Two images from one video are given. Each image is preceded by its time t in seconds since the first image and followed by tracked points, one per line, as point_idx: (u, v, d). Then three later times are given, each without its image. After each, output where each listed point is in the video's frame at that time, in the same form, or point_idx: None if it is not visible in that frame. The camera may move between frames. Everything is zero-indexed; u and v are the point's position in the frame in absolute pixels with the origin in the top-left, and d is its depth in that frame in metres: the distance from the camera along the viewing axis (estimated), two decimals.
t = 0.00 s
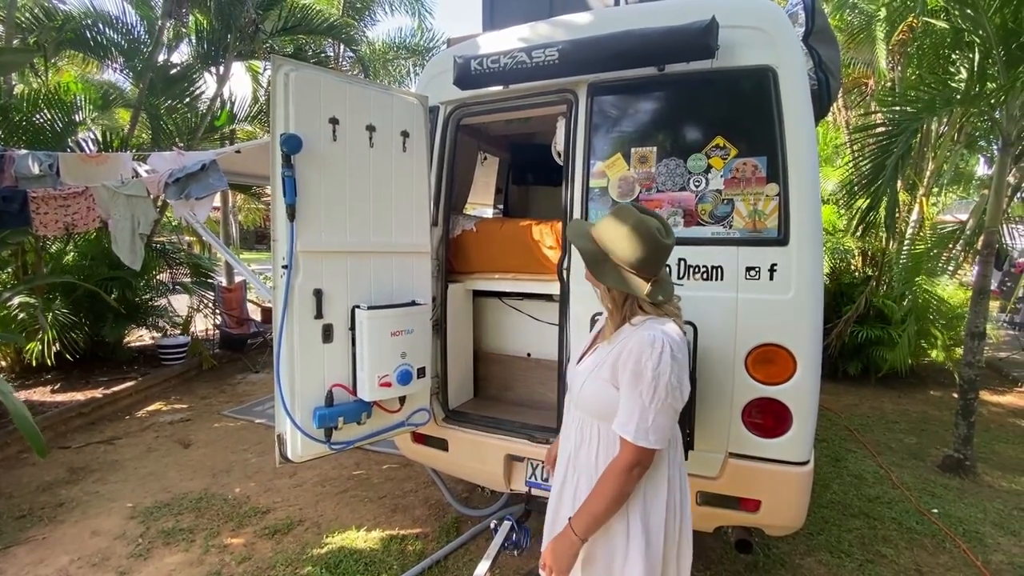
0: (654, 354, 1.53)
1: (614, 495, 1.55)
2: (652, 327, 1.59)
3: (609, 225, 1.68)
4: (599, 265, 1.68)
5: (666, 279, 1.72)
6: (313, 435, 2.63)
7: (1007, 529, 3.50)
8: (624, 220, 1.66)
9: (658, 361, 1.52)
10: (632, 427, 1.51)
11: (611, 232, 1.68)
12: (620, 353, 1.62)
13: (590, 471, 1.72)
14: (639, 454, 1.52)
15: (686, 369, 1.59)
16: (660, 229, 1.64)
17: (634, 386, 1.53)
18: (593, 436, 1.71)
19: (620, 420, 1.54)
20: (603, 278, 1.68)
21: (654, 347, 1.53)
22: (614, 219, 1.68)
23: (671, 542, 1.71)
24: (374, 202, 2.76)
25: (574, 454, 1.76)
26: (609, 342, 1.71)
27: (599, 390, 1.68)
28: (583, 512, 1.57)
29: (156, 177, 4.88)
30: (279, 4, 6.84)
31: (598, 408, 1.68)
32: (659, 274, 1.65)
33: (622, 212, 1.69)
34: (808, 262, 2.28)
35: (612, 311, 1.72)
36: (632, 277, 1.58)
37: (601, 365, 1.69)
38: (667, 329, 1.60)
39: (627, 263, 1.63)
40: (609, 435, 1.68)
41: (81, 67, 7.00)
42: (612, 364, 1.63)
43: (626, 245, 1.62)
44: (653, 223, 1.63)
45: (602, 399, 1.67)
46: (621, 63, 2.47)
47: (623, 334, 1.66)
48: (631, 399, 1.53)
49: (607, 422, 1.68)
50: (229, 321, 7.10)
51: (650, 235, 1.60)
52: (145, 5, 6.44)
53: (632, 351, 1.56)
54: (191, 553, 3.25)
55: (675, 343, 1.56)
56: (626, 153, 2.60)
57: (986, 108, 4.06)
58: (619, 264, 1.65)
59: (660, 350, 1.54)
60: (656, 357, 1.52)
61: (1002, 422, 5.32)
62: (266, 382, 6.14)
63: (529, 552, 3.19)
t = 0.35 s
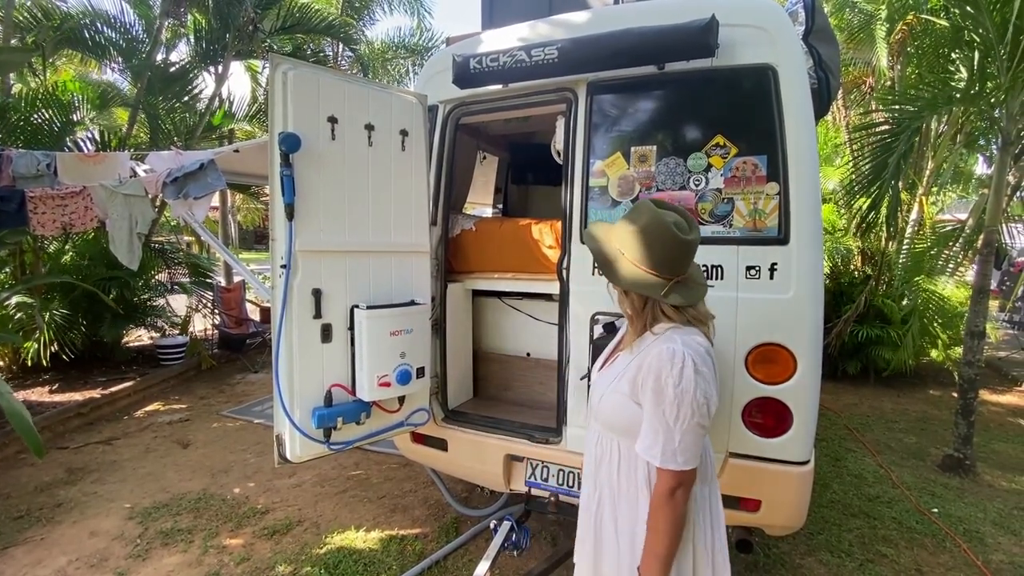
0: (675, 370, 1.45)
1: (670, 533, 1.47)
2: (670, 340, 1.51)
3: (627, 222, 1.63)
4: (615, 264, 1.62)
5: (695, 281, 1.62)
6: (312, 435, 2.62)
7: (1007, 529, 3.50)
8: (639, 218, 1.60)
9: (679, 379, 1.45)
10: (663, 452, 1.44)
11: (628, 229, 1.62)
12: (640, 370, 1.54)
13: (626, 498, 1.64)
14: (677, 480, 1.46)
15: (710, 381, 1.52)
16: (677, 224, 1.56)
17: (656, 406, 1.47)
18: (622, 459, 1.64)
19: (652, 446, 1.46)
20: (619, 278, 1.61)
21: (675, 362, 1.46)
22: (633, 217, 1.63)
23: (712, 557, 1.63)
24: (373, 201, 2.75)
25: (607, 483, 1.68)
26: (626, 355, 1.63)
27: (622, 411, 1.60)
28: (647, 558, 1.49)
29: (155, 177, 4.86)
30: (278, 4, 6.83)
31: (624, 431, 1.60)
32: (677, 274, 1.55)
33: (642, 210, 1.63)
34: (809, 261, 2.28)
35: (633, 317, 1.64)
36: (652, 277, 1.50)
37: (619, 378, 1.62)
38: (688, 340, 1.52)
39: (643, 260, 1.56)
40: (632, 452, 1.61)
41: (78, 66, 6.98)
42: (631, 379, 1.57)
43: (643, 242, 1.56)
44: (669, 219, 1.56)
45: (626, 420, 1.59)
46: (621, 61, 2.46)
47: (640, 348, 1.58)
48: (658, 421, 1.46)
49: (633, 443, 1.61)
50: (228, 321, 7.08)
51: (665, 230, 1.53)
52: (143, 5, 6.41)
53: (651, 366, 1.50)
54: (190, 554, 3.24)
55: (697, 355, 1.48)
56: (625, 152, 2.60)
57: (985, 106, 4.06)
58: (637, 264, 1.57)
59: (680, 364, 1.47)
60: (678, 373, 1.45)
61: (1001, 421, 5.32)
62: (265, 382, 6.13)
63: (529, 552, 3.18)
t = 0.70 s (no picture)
0: (681, 377, 1.42)
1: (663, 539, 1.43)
2: (679, 347, 1.48)
3: (634, 224, 1.52)
4: (620, 270, 1.55)
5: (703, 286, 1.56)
6: (312, 436, 2.61)
7: (1006, 528, 3.51)
8: (648, 222, 1.50)
9: (685, 387, 1.41)
10: (662, 457, 1.41)
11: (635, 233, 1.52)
12: (646, 373, 1.51)
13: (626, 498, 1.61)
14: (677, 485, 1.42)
15: (720, 391, 1.47)
16: (690, 231, 1.47)
17: (661, 411, 1.43)
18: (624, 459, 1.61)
19: (651, 452, 1.43)
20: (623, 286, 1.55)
21: (683, 369, 1.43)
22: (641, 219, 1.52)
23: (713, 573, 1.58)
24: (372, 202, 2.74)
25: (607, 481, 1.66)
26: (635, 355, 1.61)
27: (626, 412, 1.57)
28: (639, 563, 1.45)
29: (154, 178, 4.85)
30: (277, 4, 6.82)
31: (627, 432, 1.57)
32: (685, 286, 1.49)
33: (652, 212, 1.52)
34: (809, 261, 2.28)
35: (638, 322, 1.60)
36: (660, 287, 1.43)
37: (626, 380, 1.59)
38: (699, 350, 1.48)
39: (650, 271, 1.48)
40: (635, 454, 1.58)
41: (77, 66, 6.97)
42: (636, 382, 1.54)
43: (651, 252, 1.47)
44: (681, 228, 1.46)
45: (629, 422, 1.56)
46: (620, 61, 2.45)
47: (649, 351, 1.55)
48: (659, 426, 1.43)
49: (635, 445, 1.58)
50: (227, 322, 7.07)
51: (677, 237, 1.44)
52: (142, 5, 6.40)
53: (657, 372, 1.46)
54: (189, 555, 3.23)
55: (706, 365, 1.44)
56: (626, 152, 2.60)
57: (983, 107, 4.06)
58: (645, 272, 1.49)
59: (688, 372, 1.43)
60: (683, 381, 1.42)
61: (1000, 421, 5.34)
62: (264, 383, 6.12)
63: (529, 553, 3.18)
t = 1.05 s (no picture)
0: (698, 388, 1.43)
1: (658, 534, 1.46)
2: (702, 358, 1.48)
3: (675, 247, 1.46)
4: (657, 287, 1.53)
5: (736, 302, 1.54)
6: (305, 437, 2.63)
7: (993, 526, 3.55)
8: (691, 249, 1.44)
9: (701, 399, 1.43)
10: (668, 459, 1.43)
11: (676, 257, 1.47)
12: (665, 377, 1.53)
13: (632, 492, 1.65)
14: (677, 488, 1.44)
15: (738, 407, 1.47)
16: (731, 259, 1.43)
17: (673, 418, 1.45)
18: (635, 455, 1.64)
19: (659, 453, 1.46)
20: (657, 302, 1.54)
21: (703, 381, 1.44)
22: (683, 241, 1.46)
23: None
24: (365, 204, 2.75)
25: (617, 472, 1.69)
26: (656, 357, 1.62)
27: (640, 410, 1.59)
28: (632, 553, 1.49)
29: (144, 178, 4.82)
30: (269, 5, 6.80)
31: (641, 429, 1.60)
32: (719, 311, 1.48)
33: (694, 235, 1.45)
34: (799, 263, 2.31)
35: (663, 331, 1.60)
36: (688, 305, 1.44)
37: (643, 380, 1.61)
38: (721, 363, 1.48)
39: (689, 296, 1.47)
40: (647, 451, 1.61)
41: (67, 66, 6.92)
42: (653, 384, 1.55)
43: (690, 279, 1.44)
44: (723, 259, 1.42)
45: (643, 421, 1.58)
46: (612, 64, 2.47)
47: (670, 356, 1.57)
48: (670, 430, 1.45)
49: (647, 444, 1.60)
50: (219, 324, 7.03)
51: (721, 270, 1.41)
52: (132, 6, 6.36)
53: (675, 378, 1.48)
54: (178, 561, 3.24)
55: (725, 378, 1.45)
56: (618, 155, 2.62)
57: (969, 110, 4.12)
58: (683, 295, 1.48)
59: (707, 384, 1.44)
60: (700, 392, 1.43)
61: (987, 421, 5.40)
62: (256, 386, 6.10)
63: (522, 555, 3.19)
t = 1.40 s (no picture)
0: (745, 392, 1.51)
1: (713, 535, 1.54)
2: (742, 361, 1.55)
3: (716, 255, 1.56)
4: (699, 295, 1.60)
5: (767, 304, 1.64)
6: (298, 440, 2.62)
7: (981, 523, 3.60)
8: (732, 254, 1.54)
9: (748, 402, 1.51)
10: (720, 463, 1.50)
11: (718, 263, 1.55)
12: (705, 382, 1.59)
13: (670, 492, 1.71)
14: (726, 488, 1.52)
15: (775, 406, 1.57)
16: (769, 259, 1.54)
17: (721, 423, 1.52)
18: (671, 456, 1.70)
19: (710, 457, 1.52)
20: (700, 311, 1.60)
21: (749, 385, 1.51)
22: (722, 249, 1.55)
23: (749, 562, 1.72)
24: (357, 205, 2.74)
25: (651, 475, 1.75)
26: (689, 360, 1.67)
27: (677, 413, 1.65)
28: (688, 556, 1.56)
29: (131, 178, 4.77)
30: (258, 4, 6.75)
31: (679, 432, 1.65)
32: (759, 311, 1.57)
33: (732, 242, 1.55)
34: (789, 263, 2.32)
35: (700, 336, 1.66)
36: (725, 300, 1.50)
37: (678, 383, 1.66)
38: (760, 365, 1.57)
39: (733, 300, 1.54)
40: (685, 453, 1.67)
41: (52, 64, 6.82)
42: (693, 388, 1.61)
43: (732, 281, 1.52)
44: (763, 259, 1.52)
45: (681, 423, 1.64)
46: (603, 65, 2.48)
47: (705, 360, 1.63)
48: (720, 434, 1.51)
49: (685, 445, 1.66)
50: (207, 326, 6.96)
51: (764, 271, 1.50)
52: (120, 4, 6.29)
53: (720, 384, 1.54)
54: (168, 566, 3.21)
55: (766, 380, 1.54)
56: (610, 156, 2.62)
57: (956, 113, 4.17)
58: (726, 300, 1.55)
59: (752, 387, 1.52)
60: (747, 397, 1.51)
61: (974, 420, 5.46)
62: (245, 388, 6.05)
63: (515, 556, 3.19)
